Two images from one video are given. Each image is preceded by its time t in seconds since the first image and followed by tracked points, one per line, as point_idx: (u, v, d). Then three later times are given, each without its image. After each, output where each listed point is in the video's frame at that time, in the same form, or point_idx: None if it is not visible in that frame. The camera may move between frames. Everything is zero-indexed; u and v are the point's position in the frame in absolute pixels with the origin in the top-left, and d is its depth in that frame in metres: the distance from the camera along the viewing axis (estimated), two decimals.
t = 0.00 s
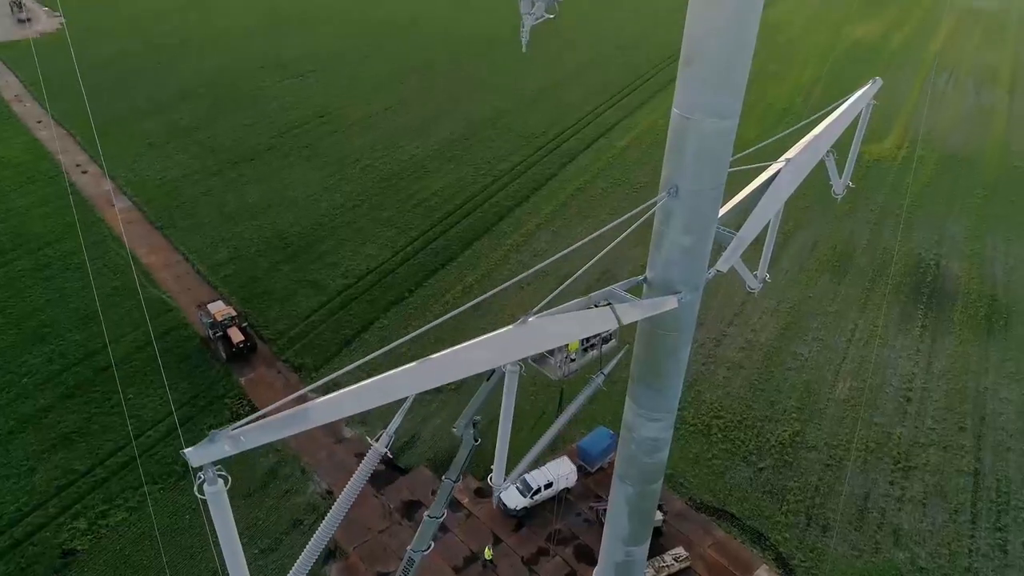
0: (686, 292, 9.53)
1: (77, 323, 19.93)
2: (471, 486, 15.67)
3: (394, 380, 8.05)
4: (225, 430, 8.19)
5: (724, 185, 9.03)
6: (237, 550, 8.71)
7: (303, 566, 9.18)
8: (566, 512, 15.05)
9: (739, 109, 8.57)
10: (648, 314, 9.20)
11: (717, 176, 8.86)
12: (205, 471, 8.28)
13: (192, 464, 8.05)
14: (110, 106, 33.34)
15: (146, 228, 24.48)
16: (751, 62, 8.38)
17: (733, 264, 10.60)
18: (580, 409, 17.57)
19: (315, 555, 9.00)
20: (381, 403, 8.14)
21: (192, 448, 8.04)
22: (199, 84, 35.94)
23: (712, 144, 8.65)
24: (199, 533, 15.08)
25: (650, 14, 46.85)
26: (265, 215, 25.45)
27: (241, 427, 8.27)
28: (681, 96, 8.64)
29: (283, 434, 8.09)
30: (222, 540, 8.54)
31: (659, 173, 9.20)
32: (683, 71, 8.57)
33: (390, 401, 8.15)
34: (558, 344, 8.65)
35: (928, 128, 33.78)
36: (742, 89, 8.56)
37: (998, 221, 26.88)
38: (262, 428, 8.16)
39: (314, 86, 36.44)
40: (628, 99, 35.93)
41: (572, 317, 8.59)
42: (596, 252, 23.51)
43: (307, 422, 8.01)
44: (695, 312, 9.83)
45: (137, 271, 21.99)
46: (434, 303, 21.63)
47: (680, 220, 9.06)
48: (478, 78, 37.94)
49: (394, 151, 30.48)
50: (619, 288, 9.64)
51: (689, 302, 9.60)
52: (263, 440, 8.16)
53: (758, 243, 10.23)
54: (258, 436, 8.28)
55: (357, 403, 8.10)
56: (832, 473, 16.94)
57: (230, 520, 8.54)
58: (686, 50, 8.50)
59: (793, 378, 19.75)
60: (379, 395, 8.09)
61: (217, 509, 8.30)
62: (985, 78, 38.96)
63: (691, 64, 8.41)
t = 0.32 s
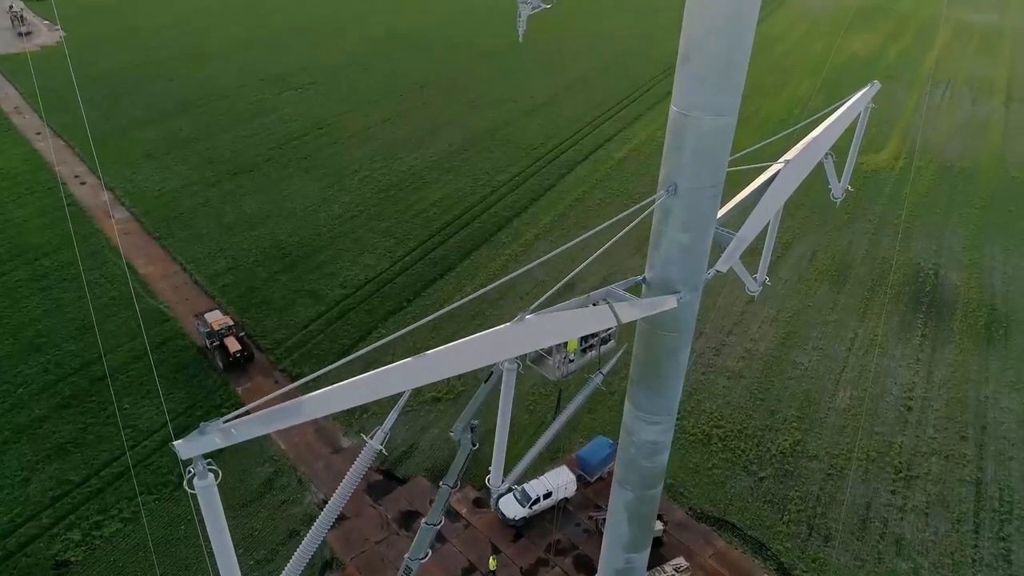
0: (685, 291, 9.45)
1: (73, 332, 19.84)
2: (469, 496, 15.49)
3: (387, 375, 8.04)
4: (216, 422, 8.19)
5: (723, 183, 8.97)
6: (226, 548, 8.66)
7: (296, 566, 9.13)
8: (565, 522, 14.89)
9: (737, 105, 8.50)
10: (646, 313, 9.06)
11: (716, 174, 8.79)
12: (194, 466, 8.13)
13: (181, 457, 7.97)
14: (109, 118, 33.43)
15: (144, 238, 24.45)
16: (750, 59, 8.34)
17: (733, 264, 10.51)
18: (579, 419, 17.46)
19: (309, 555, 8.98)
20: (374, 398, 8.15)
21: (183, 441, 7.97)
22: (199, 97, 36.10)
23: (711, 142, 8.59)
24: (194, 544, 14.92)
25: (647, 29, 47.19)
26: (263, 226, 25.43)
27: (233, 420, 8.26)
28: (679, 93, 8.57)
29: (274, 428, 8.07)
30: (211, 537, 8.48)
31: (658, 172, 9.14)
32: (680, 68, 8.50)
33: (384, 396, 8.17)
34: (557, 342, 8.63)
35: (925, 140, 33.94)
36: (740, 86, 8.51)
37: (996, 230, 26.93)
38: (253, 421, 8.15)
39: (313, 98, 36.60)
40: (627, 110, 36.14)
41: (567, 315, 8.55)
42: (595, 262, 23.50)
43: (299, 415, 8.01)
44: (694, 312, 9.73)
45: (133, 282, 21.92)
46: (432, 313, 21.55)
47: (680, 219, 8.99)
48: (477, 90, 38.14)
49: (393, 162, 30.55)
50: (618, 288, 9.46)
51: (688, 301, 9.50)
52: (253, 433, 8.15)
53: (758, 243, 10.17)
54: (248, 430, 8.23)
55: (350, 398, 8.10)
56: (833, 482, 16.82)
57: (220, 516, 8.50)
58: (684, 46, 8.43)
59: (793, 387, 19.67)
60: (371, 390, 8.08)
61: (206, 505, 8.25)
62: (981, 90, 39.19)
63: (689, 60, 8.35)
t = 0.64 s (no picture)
0: (685, 292, 9.38)
1: (70, 343, 19.73)
2: (467, 506, 15.31)
3: (382, 371, 8.02)
4: (206, 416, 8.12)
5: (723, 182, 8.92)
6: (216, 546, 8.60)
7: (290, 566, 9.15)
8: (564, 533, 14.74)
9: (737, 102, 8.45)
10: (646, 314, 8.96)
11: (716, 172, 8.73)
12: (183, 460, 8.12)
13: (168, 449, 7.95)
14: (109, 131, 33.51)
15: (142, 249, 24.42)
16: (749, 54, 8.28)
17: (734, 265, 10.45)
18: (579, 429, 17.33)
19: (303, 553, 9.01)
20: (367, 394, 8.12)
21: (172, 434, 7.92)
22: (198, 110, 36.25)
23: (711, 139, 8.53)
24: (189, 557, 14.74)
25: (645, 44, 47.62)
26: (261, 237, 25.41)
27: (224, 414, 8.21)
28: (678, 90, 8.52)
29: (264, 423, 8.04)
30: (200, 535, 8.42)
31: (658, 171, 9.09)
32: (679, 65, 8.44)
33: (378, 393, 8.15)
34: (557, 341, 8.53)
35: (923, 152, 34.05)
36: (740, 82, 8.45)
37: (996, 241, 26.93)
38: (244, 415, 8.12)
39: (312, 111, 36.77)
40: (625, 123, 36.28)
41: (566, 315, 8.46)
42: (594, 273, 23.47)
43: (290, 411, 7.99)
44: (695, 313, 9.64)
45: (130, 294, 21.84)
46: (431, 323, 21.45)
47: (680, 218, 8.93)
48: (476, 103, 38.32)
49: (392, 174, 30.58)
50: (617, 288, 9.41)
51: (688, 301, 9.43)
52: (243, 428, 8.12)
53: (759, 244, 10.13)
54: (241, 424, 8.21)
55: (343, 393, 8.09)
56: (835, 493, 16.66)
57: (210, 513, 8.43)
58: (683, 43, 8.37)
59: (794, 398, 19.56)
60: (365, 386, 8.06)
61: (195, 503, 8.19)
62: (979, 103, 39.41)
63: (688, 58, 8.29)
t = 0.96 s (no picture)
0: (684, 292, 9.32)
1: (67, 354, 19.63)
2: (466, 518, 15.15)
3: (378, 365, 7.92)
4: (197, 407, 7.95)
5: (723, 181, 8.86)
6: (207, 544, 8.42)
7: (282, 565, 8.98)
8: (564, 544, 14.57)
9: (736, 99, 8.38)
10: (646, 313, 8.90)
11: (716, 170, 8.65)
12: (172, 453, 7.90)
13: (157, 441, 7.81)
14: (108, 144, 33.58)
15: (141, 260, 24.36)
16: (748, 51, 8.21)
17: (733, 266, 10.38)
18: (578, 439, 17.20)
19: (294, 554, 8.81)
20: (364, 387, 8.02)
21: (161, 425, 7.76)
22: (198, 123, 36.38)
23: (709, 137, 8.46)
24: (184, 569, 14.56)
25: (643, 57, 47.95)
26: (260, 248, 25.40)
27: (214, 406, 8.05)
28: (676, 89, 8.46)
29: (256, 416, 7.84)
30: (189, 530, 8.23)
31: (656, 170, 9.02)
32: (677, 62, 8.38)
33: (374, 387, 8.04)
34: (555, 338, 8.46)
35: (921, 163, 34.14)
36: (738, 79, 8.38)
37: (995, 251, 26.93)
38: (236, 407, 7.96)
39: (312, 123, 36.93)
40: (624, 135, 36.42)
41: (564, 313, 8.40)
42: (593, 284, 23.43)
43: (282, 403, 7.86)
44: (695, 314, 9.57)
45: (128, 305, 21.79)
46: (430, 333, 21.36)
47: (678, 218, 8.88)
48: (475, 115, 38.46)
49: (391, 186, 30.59)
50: (616, 288, 9.36)
51: (688, 302, 9.36)
52: (233, 420, 7.92)
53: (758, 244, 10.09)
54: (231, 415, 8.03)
55: (337, 386, 7.98)
56: (837, 504, 16.50)
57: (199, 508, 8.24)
58: (681, 40, 8.30)
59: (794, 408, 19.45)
60: (360, 379, 7.96)
61: (184, 497, 8.00)
62: (976, 115, 39.59)
63: (686, 55, 8.23)
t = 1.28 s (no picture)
0: (684, 293, 9.26)
1: (62, 366, 19.49)
2: (464, 530, 14.99)
3: (371, 360, 7.87)
4: (187, 401, 8.02)
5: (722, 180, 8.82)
6: (198, 540, 8.37)
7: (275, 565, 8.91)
8: (563, 557, 14.43)
9: (735, 98, 8.36)
10: (646, 313, 8.82)
11: (715, 169, 8.61)
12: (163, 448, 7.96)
13: (146, 433, 7.82)
14: (107, 157, 33.60)
15: (138, 272, 24.31)
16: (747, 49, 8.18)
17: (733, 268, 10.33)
18: (578, 450, 17.07)
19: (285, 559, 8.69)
20: (357, 383, 7.96)
21: (151, 416, 7.78)
22: (197, 136, 36.44)
23: (708, 136, 8.43)
24: None
25: (640, 72, 48.27)
26: (258, 260, 25.36)
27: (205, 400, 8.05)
28: (675, 87, 8.44)
29: (245, 409, 7.83)
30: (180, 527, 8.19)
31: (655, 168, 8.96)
32: (675, 60, 8.36)
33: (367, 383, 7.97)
34: (551, 337, 8.40)
35: (918, 176, 34.24)
36: (737, 77, 8.36)
37: (993, 262, 26.94)
38: (227, 400, 7.93)
39: (311, 136, 37.03)
40: (621, 148, 36.54)
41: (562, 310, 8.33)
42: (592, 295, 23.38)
43: (274, 397, 7.80)
44: (695, 315, 9.50)
45: (125, 317, 21.69)
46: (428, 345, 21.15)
47: (678, 217, 8.84)
48: (474, 129, 38.64)
49: (389, 199, 30.58)
50: (615, 288, 9.31)
51: (688, 303, 9.30)
52: (223, 413, 7.90)
53: (758, 246, 10.06)
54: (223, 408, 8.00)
55: (330, 381, 7.93)
56: (839, 515, 16.35)
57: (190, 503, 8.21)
58: (679, 38, 8.28)
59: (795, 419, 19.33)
60: (353, 375, 7.90)
61: (175, 491, 7.96)
62: (972, 128, 39.82)
63: (684, 52, 8.20)
